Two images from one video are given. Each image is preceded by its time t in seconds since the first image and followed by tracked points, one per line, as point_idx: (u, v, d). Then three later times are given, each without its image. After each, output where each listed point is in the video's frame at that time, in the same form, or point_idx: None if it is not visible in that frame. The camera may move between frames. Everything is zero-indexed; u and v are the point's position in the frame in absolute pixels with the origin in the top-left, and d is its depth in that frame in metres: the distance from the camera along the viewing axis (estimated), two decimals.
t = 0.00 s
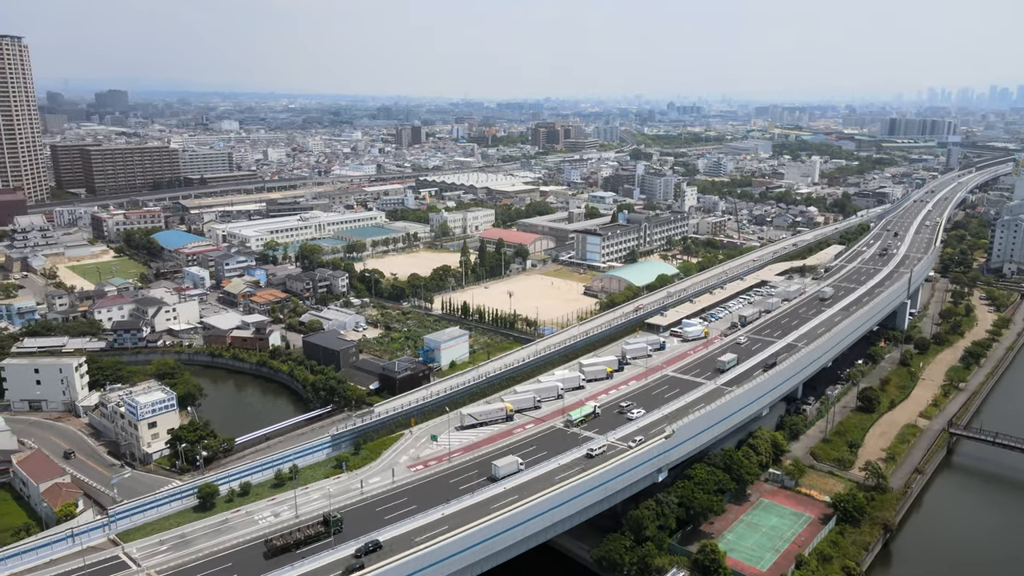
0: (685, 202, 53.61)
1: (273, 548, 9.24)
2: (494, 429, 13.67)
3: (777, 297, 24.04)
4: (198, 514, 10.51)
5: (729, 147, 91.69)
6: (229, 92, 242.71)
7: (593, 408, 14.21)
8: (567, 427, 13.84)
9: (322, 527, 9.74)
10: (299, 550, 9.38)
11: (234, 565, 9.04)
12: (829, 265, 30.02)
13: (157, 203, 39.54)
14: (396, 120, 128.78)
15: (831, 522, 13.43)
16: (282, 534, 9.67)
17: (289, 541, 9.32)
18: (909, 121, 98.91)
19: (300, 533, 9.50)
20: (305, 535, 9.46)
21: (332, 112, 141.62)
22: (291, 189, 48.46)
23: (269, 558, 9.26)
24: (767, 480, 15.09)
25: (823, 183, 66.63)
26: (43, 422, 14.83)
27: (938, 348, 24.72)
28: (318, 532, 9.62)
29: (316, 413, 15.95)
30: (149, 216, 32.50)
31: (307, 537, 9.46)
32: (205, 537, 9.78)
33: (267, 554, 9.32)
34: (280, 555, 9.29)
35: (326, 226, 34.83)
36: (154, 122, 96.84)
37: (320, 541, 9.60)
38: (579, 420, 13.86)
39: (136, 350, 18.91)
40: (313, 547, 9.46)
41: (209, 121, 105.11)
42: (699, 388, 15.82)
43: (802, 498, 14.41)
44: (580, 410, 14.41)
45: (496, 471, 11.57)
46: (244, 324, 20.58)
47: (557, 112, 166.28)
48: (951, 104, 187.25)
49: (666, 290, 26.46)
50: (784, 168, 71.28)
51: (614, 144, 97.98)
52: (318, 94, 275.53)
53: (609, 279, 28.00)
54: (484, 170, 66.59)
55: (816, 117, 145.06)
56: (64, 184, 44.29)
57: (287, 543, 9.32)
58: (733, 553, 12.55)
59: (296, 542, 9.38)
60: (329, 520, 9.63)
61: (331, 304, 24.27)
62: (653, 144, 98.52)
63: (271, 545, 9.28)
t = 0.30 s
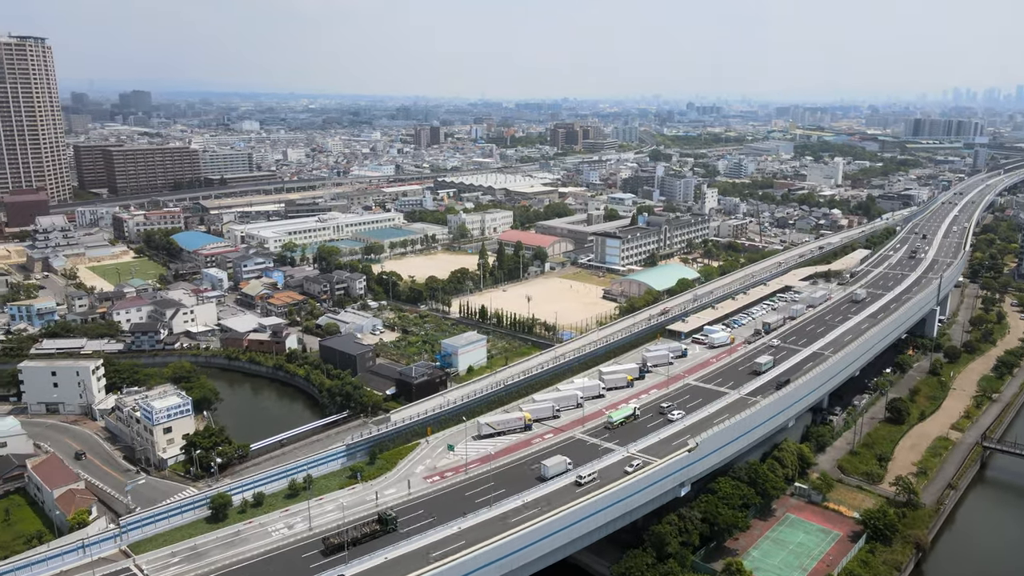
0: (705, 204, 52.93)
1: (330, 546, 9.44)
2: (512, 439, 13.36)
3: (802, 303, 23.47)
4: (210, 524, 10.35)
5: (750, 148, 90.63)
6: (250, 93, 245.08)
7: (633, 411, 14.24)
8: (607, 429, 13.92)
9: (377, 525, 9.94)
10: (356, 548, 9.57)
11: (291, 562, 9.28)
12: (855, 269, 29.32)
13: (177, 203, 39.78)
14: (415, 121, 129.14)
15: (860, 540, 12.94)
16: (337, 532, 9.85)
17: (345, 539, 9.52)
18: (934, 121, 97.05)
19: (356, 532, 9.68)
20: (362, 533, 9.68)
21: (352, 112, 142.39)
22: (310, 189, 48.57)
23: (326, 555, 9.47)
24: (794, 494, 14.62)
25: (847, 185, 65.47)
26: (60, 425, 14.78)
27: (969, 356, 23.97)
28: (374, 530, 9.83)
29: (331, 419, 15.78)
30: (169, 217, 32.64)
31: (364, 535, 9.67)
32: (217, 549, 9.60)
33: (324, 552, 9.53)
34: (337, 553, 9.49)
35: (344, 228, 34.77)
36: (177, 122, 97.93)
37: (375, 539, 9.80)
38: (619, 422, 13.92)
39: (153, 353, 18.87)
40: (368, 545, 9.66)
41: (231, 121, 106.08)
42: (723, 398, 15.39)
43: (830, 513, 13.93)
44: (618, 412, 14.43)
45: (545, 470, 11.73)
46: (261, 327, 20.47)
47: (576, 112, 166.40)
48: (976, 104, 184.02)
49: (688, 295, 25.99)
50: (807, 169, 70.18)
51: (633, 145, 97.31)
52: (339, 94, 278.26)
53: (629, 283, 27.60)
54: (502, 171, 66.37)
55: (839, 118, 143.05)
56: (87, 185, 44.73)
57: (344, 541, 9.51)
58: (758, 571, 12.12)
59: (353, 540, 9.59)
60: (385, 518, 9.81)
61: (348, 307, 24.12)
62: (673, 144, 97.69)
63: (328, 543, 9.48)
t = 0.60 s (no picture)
0: (726, 207, 52.23)
1: (386, 544, 9.60)
2: (530, 449, 13.04)
3: (828, 310, 22.88)
4: (222, 536, 10.15)
5: (772, 149, 89.47)
6: (272, 94, 247.13)
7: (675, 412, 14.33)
8: (648, 430, 13.94)
9: (431, 524, 10.10)
10: (412, 547, 9.74)
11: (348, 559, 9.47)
12: (882, 275, 28.59)
13: (197, 204, 40.00)
14: (434, 121, 129.35)
15: (892, 560, 12.43)
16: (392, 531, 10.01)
17: (402, 538, 9.69)
18: (960, 122, 95.15)
19: (412, 531, 9.85)
20: (419, 532, 9.84)
21: (372, 113, 143.11)
22: (328, 190, 48.62)
23: (382, 554, 9.62)
24: (821, 509, 14.15)
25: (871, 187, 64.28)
26: (76, 429, 14.73)
27: (1002, 366, 23.20)
28: (429, 529, 9.98)
29: (347, 424, 15.58)
30: (189, 217, 32.76)
31: (420, 534, 9.84)
32: (228, 562, 9.41)
33: (380, 550, 9.70)
34: (393, 551, 9.66)
35: (362, 229, 34.67)
36: (199, 123, 98.94)
37: (430, 538, 9.95)
38: (660, 423, 13.93)
39: (170, 355, 18.82)
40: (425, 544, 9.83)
41: (252, 121, 106.91)
42: (747, 409, 14.93)
43: (859, 531, 13.44)
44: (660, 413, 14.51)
45: (594, 470, 11.85)
46: (278, 330, 20.33)
47: (595, 113, 165.59)
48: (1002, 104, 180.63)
49: (709, 300, 25.49)
50: (830, 171, 69.02)
51: (652, 145, 96.50)
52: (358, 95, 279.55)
53: (649, 287, 27.16)
54: (521, 172, 66.10)
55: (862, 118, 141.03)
56: (109, 185, 45.14)
57: (401, 540, 9.68)
58: None
59: (410, 538, 9.76)
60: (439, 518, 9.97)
61: (365, 310, 23.96)
62: (693, 145, 96.75)
63: (385, 541, 9.63)
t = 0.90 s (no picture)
0: (747, 209, 51.52)
1: (442, 544, 9.73)
2: (549, 461, 12.73)
3: (854, 317, 22.28)
4: (234, 549, 9.99)
5: (793, 150, 88.27)
6: (291, 95, 249.14)
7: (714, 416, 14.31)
8: (689, 433, 13.98)
9: (484, 525, 10.22)
10: (465, 547, 9.86)
11: (404, 558, 9.64)
12: (909, 280, 27.87)
13: (216, 204, 40.18)
14: (453, 121, 129.48)
15: None
16: (446, 532, 10.14)
17: (456, 539, 9.81)
18: (986, 123, 93.25)
19: (467, 531, 9.98)
20: (472, 532, 9.97)
21: (391, 113, 143.67)
22: (347, 191, 48.66)
23: (437, 554, 9.75)
24: (850, 526, 13.67)
25: (895, 189, 63.11)
26: (92, 432, 14.65)
27: None
28: (482, 530, 10.10)
29: (363, 430, 15.39)
30: (208, 218, 32.84)
31: (473, 534, 9.96)
32: None
33: (435, 550, 9.83)
34: (448, 552, 9.76)
35: (379, 230, 34.57)
36: (220, 123, 99.92)
37: (483, 538, 10.07)
38: (701, 426, 14.00)
39: (187, 358, 18.73)
40: (479, 544, 9.95)
41: (272, 121, 107.72)
42: (773, 420, 14.47)
43: (890, 549, 12.95)
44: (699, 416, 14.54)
45: (643, 472, 11.94)
46: (294, 334, 20.19)
47: (614, 113, 164.95)
48: None
49: (731, 306, 24.98)
50: (853, 172, 67.88)
51: (671, 146, 95.71)
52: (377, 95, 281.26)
53: (669, 292, 26.72)
54: (539, 173, 65.81)
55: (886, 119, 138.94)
56: (131, 185, 45.51)
57: (456, 539, 9.80)
58: None
59: (465, 538, 9.88)
60: (492, 518, 10.11)
61: (382, 313, 23.78)
62: (712, 146, 95.80)
63: (440, 541, 9.76)
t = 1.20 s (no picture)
0: (767, 211, 50.80)
1: (495, 546, 9.86)
2: (567, 472, 12.41)
3: (881, 324, 21.67)
4: (246, 562, 9.84)
5: (814, 151, 87.03)
6: (310, 96, 250.49)
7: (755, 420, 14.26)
8: (730, 437, 13.94)
9: (535, 527, 10.35)
10: (519, 548, 9.98)
11: (459, 557, 9.79)
12: (937, 286, 27.13)
13: (235, 205, 40.33)
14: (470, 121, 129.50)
15: None
16: (500, 532, 10.27)
17: (510, 540, 9.93)
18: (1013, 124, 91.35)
19: (519, 533, 10.11)
20: (524, 534, 10.10)
21: (409, 113, 144.00)
22: (364, 192, 48.66)
23: (492, 554, 9.88)
24: (879, 543, 13.18)
25: (919, 191, 61.89)
26: (107, 436, 14.57)
27: None
28: (534, 531, 10.23)
29: (378, 437, 15.18)
30: (225, 219, 32.90)
31: (526, 536, 10.09)
32: None
33: (489, 551, 9.96)
34: (503, 553, 9.89)
35: (396, 232, 34.43)
36: (240, 124, 100.73)
37: (535, 540, 10.20)
38: (742, 430, 13.92)
39: (203, 361, 18.63)
40: (532, 545, 10.07)
41: (291, 121, 108.37)
42: (798, 433, 14.00)
43: (920, 569, 12.45)
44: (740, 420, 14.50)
45: (690, 473, 11.99)
46: (310, 337, 20.04)
47: (632, 114, 164.24)
48: None
49: (752, 312, 24.48)
50: (876, 174, 66.71)
51: (690, 147, 94.89)
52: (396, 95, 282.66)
53: (689, 296, 26.27)
54: (557, 174, 65.46)
55: (909, 119, 136.86)
56: (150, 186, 45.83)
57: (509, 541, 9.93)
58: None
59: (518, 540, 10.01)
60: (544, 519, 10.24)
61: (399, 316, 23.59)
62: (732, 147, 94.82)
63: (494, 542, 9.90)
